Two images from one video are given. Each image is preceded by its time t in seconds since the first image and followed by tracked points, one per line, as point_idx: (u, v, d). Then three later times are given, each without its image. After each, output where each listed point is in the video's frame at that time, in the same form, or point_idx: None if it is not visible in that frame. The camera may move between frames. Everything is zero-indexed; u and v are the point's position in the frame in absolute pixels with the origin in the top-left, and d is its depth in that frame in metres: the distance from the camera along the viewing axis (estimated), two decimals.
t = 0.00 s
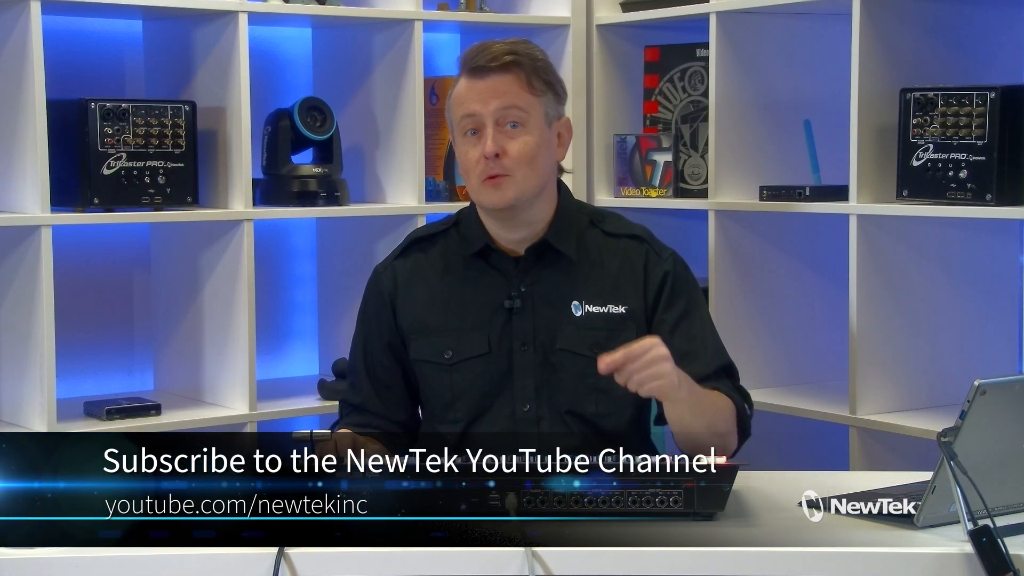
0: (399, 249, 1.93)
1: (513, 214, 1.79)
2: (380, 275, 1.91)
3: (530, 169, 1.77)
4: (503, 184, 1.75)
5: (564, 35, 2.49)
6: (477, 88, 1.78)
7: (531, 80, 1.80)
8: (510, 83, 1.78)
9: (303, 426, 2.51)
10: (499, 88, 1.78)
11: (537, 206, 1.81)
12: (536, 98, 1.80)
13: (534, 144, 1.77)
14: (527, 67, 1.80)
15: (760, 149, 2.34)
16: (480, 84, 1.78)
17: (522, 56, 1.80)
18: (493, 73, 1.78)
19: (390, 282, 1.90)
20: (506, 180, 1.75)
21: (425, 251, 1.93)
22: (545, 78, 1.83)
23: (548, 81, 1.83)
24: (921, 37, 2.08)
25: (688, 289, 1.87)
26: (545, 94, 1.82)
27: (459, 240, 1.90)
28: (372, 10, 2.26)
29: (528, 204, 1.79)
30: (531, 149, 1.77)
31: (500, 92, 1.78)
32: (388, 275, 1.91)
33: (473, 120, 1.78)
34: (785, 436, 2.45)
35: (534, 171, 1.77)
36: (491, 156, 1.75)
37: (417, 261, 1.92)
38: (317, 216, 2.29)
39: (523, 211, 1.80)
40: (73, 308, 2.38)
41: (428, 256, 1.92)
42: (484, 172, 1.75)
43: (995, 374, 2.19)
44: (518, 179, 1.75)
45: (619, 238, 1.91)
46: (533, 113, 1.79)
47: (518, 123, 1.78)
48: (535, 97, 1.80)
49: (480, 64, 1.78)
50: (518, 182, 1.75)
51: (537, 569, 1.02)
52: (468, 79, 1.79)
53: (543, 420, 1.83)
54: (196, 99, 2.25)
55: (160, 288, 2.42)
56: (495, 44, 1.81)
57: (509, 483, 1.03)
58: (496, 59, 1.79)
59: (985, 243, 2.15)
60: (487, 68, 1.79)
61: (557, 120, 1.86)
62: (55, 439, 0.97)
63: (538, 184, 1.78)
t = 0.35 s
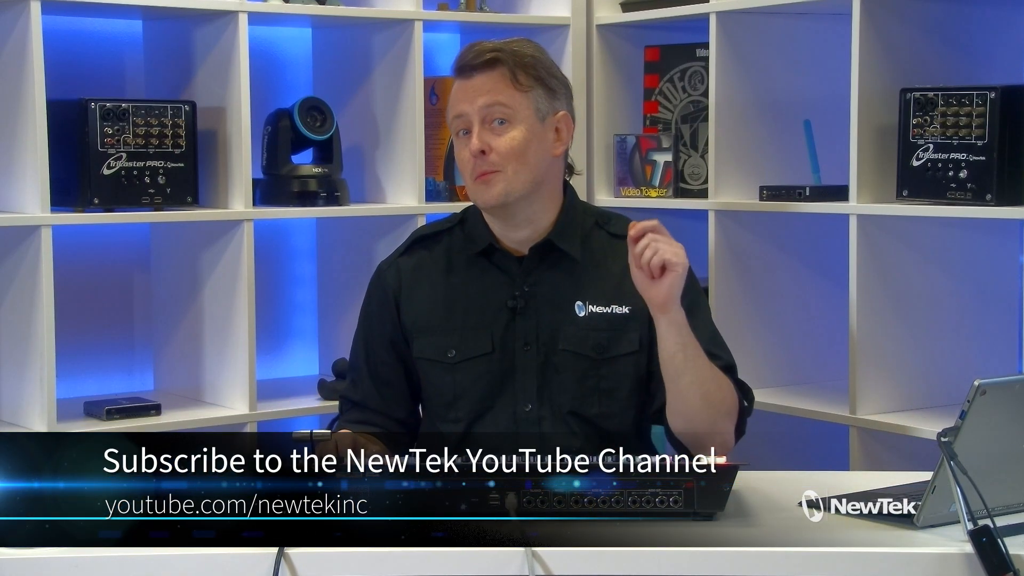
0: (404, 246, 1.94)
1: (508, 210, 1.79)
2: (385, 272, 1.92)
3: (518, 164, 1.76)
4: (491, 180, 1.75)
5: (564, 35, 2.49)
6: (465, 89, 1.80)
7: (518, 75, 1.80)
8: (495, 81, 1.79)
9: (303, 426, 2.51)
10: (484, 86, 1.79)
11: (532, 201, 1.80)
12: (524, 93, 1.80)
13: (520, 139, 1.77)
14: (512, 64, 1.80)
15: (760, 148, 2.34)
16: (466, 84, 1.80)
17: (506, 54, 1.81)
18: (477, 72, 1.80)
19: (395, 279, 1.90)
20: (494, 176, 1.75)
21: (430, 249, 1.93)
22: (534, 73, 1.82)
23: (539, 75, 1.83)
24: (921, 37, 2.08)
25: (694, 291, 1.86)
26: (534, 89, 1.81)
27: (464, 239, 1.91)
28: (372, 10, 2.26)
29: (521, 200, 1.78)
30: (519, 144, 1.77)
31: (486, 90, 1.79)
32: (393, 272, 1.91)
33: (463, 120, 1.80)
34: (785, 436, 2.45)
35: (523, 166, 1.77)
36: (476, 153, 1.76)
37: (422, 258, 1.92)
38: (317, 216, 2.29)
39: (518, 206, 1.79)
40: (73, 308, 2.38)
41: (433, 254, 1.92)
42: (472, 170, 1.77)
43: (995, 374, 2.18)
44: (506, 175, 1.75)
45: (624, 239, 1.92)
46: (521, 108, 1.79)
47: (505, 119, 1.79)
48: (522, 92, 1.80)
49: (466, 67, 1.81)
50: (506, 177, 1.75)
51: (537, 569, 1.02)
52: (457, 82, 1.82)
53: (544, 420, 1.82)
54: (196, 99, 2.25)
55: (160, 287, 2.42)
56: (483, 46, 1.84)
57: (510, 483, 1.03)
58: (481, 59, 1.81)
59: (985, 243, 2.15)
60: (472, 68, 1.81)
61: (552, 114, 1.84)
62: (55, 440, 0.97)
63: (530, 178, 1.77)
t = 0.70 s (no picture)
0: (407, 243, 1.94)
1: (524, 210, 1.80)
2: (388, 269, 1.91)
3: (543, 164, 1.78)
4: (515, 178, 1.76)
5: (564, 35, 2.49)
6: (493, 81, 1.80)
7: (548, 76, 1.82)
8: (527, 78, 1.80)
9: (303, 425, 2.51)
10: (515, 82, 1.80)
11: (549, 203, 1.82)
12: (552, 95, 1.82)
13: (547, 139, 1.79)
14: (544, 64, 1.82)
15: (760, 148, 2.34)
16: (496, 77, 1.80)
17: (538, 53, 1.82)
18: (508, 67, 1.81)
19: (397, 277, 1.90)
20: (519, 174, 1.77)
21: (432, 247, 1.93)
22: (561, 76, 1.85)
23: (564, 80, 1.85)
24: (921, 37, 2.08)
25: (697, 294, 1.86)
26: (560, 92, 1.84)
27: (467, 238, 1.90)
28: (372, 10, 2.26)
29: (539, 201, 1.80)
30: (545, 144, 1.79)
31: (516, 86, 1.79)
32: (395, 270, 1.91)
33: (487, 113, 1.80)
34: (785, 436, 2.45)
35: (547, 167, 1.79)
36: (505, 147, 1.76)
37: (425, 257, 1.92)
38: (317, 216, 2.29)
39: (535, 207, 1.81)
40: (73, 308, 2.38)
41: (435, 253, 1.92)
42: (497, 164, 1.77)
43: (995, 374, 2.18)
44: (531, 175, 1.77)
45: (628, 241, 1.91)
46: (548, 108, 1.81)
47: (533, 117, 1.79)
48: (550, 93, 1.82)
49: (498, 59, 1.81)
50: (531, 177, 1.77)
51: (537, 569, 1.01)
52: (484, 73, 1.81)
53: (545, 421, 1.83)
54: (196, 99, 2.25)
55: (160, 288, 2.42)
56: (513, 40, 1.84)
57: (510, 483, 1.03)
58: (513, 54, 1.81)
59: (985, 243, 2.15)
60: (502, 61, 1.81)
61: (571, 120, 1.87)
62: (55, 440, 0.98)
63: (550, 180, 1.80)
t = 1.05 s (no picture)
0: (415, 244, 1.93)
1: (535, 224, 1.80)
2: (392, 270, 1.91)
3: (555, 183, 1.77)
4: (527, 197, 1.75)
5: (564, 35, 2.49)
6: (508, 96, 1.76)
7: (565, 91, 1.78)
8: (543, 95, 1.77)
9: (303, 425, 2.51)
10: (530, 99, 1.76)
11: (560, 217, 1.81)
12: (568, 110, 1.79)
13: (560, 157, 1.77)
14: (561, 79, 1.78)
15: (760, 149, 2.34)
16: (512, 93, 1.76)
17: (555, 67, 1.78)
18: (524, 82, 1.76)
19: (403, 280, 1.90)
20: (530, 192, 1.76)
21: (440, 251, 1.93)
22: (578, 89, 1.81)
23: (581, 92, 1.82)
24: (921, 37, 2.08)
25: (702, 314, 1.92)
26: (576, 106, 1.81)
27: (476, 243, 1.91)
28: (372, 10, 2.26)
29: (551, 216, 1.79)
30: (558, 163, 1.77)
31: (531, 103, 1.76)
32: (401, 273, 1.91)
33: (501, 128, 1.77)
34: (785, 436, 2.45)
35: (559, 184, 1.78)
36: (517, 167, 1.74)
37: (433, 260, 1.92)
38: (317, 216, 2.29)
39: (547, 221, 1.80)
40: (73, 308, 2.38)
41: (444, 256, 1.92)
42: (508, 183, 1.75)
43: (995, 374, 2.18)
44: (543, 194, 1.76)
45: (640, 252, 1.92)
46: (563, 125, 1.78)
47: (546, 135, 1.77)
48: (565, 109, 1.79)
49: (515, 73, 1.76)
50: (543, 196, 1.76)
51: (537, 569, 1.01)
52: (500, 86, 1.77)
53: (554, 431, 1.84)
54: (196, 99, 2.25)
55: (159, 288, 2.42)
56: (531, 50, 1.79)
57: (511, 483, 1.03)
58: (530, 68, 1.77)
59: (985, 244, 2.15)
60: (519, 76, 1.76)
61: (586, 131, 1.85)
62: (55, 440, 0.98)
63: (562, 197, 1.79)
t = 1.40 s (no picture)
0: (412, 257, 1.93)
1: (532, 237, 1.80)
2: (392, 284, 1.91)
3: (555, 198, 1.76)
4: (527, 214, 1.75)
5: (564, 35, 2.49)
6: (509, 112, 1.73)
7: (565, 107, 1.76)
8: (545, 112, 1.74)
9: (303, 425, 2.51)
10: (532, 116, 1.73)
11: (557, 229, 1.82)
12: (568, 125, 1.77)
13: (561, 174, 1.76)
14: (562, 94, 1.76)
15: (760, 149, 2.34)
16: (513, 109, 1.73)
17: (558, 83, 1.75)
18: (526, 100, 1.73)
19: (403, 293, 1.90)
20: (530, 209, 1.75)
21: (439, 261, 1.92)
22: (577, 102, 1.79)
23: (579, 103, 1.80)
24: (921, 37, 2.08)
25: (708, 303, 1.91)
26: (575, 119, 1.79)
27: (474, 252, 1.90)
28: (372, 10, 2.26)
29: (548, 230, 1.80)
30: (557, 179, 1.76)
31: (533, 120, 1.73)
32: (400, 285, 1.90)
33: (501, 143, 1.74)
34: (785, 437, 2.45)
35: (558, 200, 1.77)
36: (519, 186, 1.73)
37: (431, 271, 1.92)
38: (317, 216, 2.29)
39: (544, 235, 1.80)
40: (73, 308, 2.38)
41: (442, 266, 1.92)
42: (508, 200, 1.74)
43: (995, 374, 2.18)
44: (543, 211, 1.75)
45: (640, 246, 1.92)
46: (563, 140, 1.76)
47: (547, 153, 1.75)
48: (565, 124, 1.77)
49: (517, 89, 1.72)
50: (542, 213, 1.76)
51: (537, 569, 1.01)
52: (501, 101, 1.73)
53: (564, 435, 1.85)
54: (195, 99, 2.25)
55: (160, 287, 2.42)
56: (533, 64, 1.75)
57: (511, 483, 1.03)
58: (533, 84, 1.73)
59: (985, 243, 2.15)
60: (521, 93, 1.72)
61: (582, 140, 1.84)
62: (55, 439, 0.98)
63: (560, 211, 1.79)
